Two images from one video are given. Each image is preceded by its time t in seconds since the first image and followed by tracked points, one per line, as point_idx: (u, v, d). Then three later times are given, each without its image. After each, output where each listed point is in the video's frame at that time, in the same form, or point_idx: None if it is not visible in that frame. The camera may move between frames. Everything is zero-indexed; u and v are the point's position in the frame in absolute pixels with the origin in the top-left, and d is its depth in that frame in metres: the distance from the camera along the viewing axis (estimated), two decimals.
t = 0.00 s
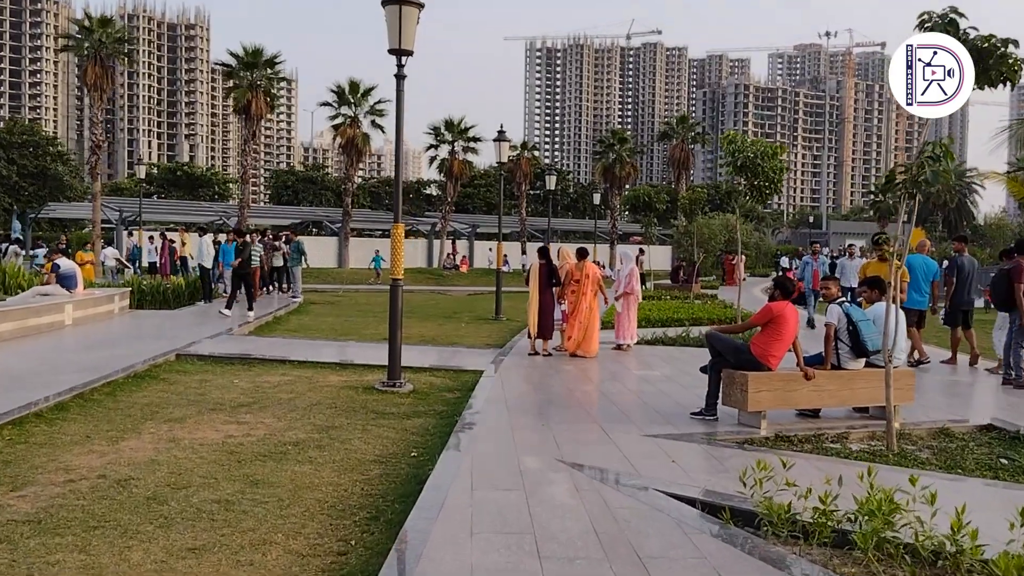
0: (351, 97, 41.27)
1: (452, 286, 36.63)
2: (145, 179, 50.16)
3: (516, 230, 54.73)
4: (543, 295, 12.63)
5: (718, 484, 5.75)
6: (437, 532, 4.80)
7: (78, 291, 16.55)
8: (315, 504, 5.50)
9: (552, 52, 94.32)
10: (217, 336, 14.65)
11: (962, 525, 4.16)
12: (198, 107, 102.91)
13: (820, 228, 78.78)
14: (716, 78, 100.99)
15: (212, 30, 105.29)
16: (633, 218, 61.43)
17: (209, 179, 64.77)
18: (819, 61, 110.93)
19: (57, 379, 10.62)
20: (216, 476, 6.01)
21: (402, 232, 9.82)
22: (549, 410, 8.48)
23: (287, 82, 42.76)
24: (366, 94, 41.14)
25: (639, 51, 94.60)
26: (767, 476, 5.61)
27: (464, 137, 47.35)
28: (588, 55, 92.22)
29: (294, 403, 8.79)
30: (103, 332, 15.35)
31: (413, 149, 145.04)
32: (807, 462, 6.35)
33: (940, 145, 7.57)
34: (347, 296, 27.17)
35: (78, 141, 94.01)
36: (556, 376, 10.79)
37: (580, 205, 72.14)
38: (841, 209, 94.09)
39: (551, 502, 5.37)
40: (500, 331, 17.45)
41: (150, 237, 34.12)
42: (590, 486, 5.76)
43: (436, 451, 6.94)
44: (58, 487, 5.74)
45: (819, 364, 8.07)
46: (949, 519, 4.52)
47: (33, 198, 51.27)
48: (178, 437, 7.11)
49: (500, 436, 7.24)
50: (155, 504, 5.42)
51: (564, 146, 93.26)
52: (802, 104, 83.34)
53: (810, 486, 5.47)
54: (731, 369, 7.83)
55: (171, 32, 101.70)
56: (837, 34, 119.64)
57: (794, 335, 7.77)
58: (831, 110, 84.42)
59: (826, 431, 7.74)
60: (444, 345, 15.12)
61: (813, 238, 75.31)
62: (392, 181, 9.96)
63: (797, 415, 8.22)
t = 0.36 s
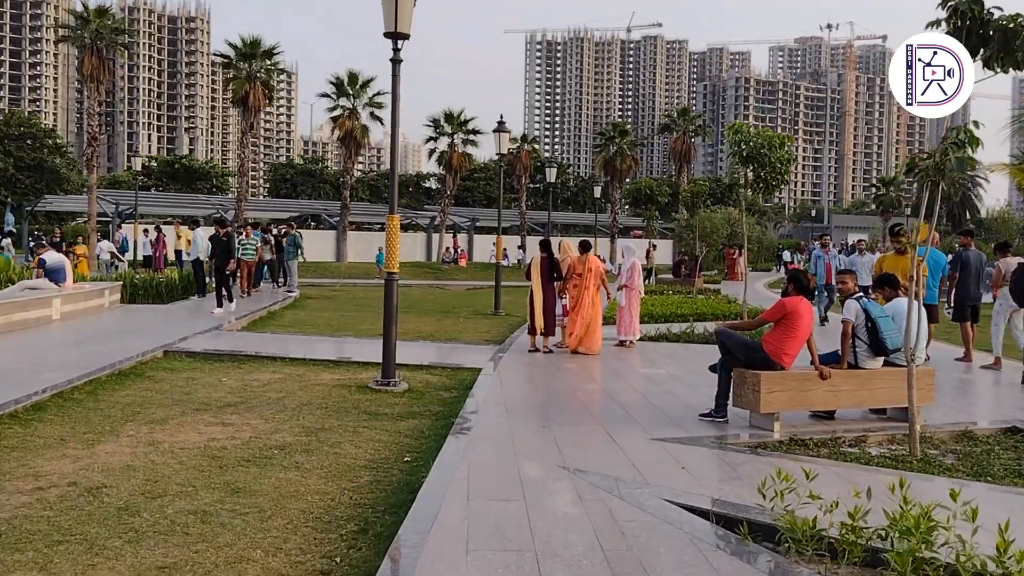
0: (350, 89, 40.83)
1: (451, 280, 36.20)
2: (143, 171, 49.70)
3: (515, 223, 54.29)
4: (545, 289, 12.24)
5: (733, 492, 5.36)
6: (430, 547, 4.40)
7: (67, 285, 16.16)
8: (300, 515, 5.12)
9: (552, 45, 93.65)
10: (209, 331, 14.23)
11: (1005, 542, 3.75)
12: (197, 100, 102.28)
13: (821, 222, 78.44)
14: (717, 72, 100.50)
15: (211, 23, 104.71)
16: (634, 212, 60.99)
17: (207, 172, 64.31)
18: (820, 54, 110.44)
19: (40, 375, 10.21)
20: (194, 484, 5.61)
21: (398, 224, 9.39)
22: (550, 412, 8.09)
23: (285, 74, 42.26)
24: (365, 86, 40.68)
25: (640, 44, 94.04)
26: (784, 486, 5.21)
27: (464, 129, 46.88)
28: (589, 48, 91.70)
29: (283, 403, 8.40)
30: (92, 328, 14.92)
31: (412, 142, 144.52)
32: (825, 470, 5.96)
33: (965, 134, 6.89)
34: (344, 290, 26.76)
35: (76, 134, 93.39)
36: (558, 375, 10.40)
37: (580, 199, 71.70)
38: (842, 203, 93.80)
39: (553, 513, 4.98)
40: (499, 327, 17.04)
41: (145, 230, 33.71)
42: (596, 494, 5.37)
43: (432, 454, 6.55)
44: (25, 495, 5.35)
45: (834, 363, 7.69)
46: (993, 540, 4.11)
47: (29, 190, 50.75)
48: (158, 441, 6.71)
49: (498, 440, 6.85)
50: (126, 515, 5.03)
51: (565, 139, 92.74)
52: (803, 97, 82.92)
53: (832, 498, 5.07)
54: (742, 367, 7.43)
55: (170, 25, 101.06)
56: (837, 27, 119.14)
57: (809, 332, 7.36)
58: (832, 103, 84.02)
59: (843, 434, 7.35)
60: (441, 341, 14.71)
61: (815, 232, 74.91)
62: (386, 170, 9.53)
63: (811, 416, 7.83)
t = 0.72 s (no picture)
0: (347, 80, 40.37)
1: (451, 273, 35.83)
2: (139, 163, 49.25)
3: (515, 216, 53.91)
4: (547, 285, 11.88)
5: (751, 505, 5.01)
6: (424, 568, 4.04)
7: (56, 279, 15.82)
8: (285, 528, 4.77)
9: (551, 38, 92.80)
10: (200, 327, 13.84)
11: None
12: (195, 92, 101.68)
13: (821, 215, 78.09)
14: (717, 64, 100.00)
15: (208, 15, 104.06)
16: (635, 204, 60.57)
17: (204, 164, 63.88)
18: (821, 47, 109.87)
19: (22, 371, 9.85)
20: (173, 494, 5.29)
21: (393, 218, 9.02)
22: (551, 413, 7.74)
23: (281, 65, 41.83)
24: (362, 77, 40.22)
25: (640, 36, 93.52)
26: (808, 499, 4.88)
27: (463, 121, 46.41)
28: (588, 40, 91.12)
29: (273, 403, 8.05)
30: (81, 323, 14.56)
31: (410, 135, 143.93)
32: (845, 478, 5.63)
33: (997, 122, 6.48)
34: (342, 284, 26.39)
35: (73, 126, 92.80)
36: (560, 373, 10.05)
37: (580, 192, 71.28)
38: (842, 197, 93.46)
39: (558, 528, 4.63)
40: (498, 322, 16.69)
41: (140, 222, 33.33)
42: (603, 505, 5.01)
43: (428, 460, 6.18)
44: None
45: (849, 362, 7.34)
46: None
47: (23, 182, 50.26)
48: (139, 447, 6.35)
49: (496, 443, 6.51)
50: (99, 530, 4.67)
51: (564, 132, 92.17)
52: (804, 90, 82.43)
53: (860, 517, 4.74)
54: (754, 368, 7.09)
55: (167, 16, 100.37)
56: (838, 19, 118.51)
57: (825, 331, 7.03)
58: (832, 96, 83.55)
59: (859, 437, 7.01)
60: (439, 336, 14.36)
61: (816, 225, 74.60)
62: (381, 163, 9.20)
63: (825, 418, 7.48)
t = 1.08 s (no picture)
0: (344, 76, 39.91)
1: (450, 270, 35.43)
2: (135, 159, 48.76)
3: (515, 213, 53.43)
4: (549, 283, 11.47)
5: (775, 528, 4.59)
6: None
7: (43, 279, 15.39)
8: (265, 555, 4.36)
9: (551, 34, 92.30)
10: (190, 328, 13.39)
11: None
12: (193, 89, 101.11)
13: (822, 212, 77.78)
14: (717, 61, 99.61)
15: (206, 12, 103.40)
16: (636, 201, 60.13)
17: (200, 161, 63.43)
18: (821, 44, 109.34)
19: None
20: (145, 515, 4.88)
21: (387, 215, 8.60)
22: (554, 422, 7.33)
23: (278, 61, 41.41)
24: (360, 72, 39.75)
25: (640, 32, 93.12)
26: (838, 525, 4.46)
27: (462, 117, 45.94)
28: (587, 37, 90.78)
29: (261, 411, 7.63)
30: (67, 323, 14.12)
31: (409, 132, 143.39)
32: (872, 500, 5.21)
33: None
34: (339, 283, 25.97)
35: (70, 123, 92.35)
36: (562, 376, 9.61)
37: (581, 188, 70.80)
38: (842, 193, 93.12)
39: (563, 555, 4.21)
40: (498, 321, 16.27)
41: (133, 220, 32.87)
42: (612, 528, 4.59)
43: (423, 475, 5.74)
44: None
45: (871, 367, 6.90)
46: None
47: (19, 179, 49.80)
48: (112, 462, 5.92)
49: (495, 454, 6.10)
50: (57, 558, 4.26)
51: (564, 128, 91.69)
52: (803, 86, 82.02)
53: (893, 543, 4.34)
54: (769, 373, 6.65)
55: (165, 13, 99.82)
56: (837, 15, 118.01)
57: (844, 335, 6.59)
58: (832, 92, 83.29)
59: (881, 448, 6.56)
60: (437, 337, 13.92)
61: (817, 222, 74.17)
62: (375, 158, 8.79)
63: (844, 427, 7.05)
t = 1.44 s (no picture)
0: (342, 74, 39.48)
1: (448, 271, 35.03)
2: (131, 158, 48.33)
3: (514, 213, 53.03)
4: (551, 285, 11.05)
5: (804, 558, 4.18)
6: None
7: (29, 279, 14.95)
8: None
9: (550, 35, 91.96)
10: (180, 330, 12.94)
11: None
12: (192, 89, 100.75)
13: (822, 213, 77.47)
14: (716, 62, 99.33)
15: (205, 11, 102.89)
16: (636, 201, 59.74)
17: (197, 160, 62.98)
18: (821, 45, 109.03)
19: None
20: (112, 540, 4.46)
21: (381, 213, 8.17)
22: (558, 432, 6.90)
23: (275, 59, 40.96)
24: (358, 71, 39.31)
25: (639, 33, 92.83)
26: (875, 556, 4.04)
27: (461, 116, 45.53)
28: (586, 38, 90.56)
29: (247, 421, 7.22)
30: (53, 324, 13.65)
31: (408, 132, 143.00)
32: (905, 524, 4.80)
33: None
34: (335, 283, 25.54)
35: (68, 123, 91.96)
36: (564, 383, 9.21)
37: (580, 188, 70.38)
38: (842, 194, 92.85)
39: None
40: (497, 323, 15.86)
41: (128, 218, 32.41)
42: (624, 558, 4.17)
43: (418, 494, 5.31)
44: None
45: (895, 376, 6.49)
46: None
47: (13, 177, 49.34)
48: (83, 478, 5.50)
49: (496, 470, 5.68)
50: None
51: (563, 128, 91.28)
52: (802, 87, 81.68)
53: None
54: (787, 382, 6.23)
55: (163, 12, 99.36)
56: (837, 16, 117.69)
57: (868, 342, 6.17)
58: (830, 93, 83.07)
59: (907, 463, 6.14)
60: (433, 340, 13.48)
61: (817, 223, 73.83)
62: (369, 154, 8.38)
63: (866, 441, 6.65)
